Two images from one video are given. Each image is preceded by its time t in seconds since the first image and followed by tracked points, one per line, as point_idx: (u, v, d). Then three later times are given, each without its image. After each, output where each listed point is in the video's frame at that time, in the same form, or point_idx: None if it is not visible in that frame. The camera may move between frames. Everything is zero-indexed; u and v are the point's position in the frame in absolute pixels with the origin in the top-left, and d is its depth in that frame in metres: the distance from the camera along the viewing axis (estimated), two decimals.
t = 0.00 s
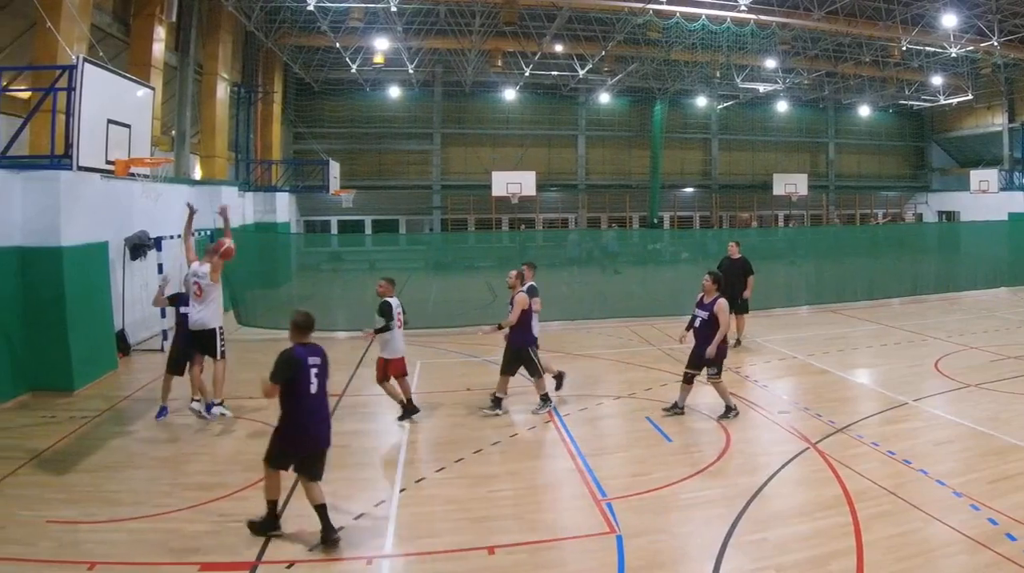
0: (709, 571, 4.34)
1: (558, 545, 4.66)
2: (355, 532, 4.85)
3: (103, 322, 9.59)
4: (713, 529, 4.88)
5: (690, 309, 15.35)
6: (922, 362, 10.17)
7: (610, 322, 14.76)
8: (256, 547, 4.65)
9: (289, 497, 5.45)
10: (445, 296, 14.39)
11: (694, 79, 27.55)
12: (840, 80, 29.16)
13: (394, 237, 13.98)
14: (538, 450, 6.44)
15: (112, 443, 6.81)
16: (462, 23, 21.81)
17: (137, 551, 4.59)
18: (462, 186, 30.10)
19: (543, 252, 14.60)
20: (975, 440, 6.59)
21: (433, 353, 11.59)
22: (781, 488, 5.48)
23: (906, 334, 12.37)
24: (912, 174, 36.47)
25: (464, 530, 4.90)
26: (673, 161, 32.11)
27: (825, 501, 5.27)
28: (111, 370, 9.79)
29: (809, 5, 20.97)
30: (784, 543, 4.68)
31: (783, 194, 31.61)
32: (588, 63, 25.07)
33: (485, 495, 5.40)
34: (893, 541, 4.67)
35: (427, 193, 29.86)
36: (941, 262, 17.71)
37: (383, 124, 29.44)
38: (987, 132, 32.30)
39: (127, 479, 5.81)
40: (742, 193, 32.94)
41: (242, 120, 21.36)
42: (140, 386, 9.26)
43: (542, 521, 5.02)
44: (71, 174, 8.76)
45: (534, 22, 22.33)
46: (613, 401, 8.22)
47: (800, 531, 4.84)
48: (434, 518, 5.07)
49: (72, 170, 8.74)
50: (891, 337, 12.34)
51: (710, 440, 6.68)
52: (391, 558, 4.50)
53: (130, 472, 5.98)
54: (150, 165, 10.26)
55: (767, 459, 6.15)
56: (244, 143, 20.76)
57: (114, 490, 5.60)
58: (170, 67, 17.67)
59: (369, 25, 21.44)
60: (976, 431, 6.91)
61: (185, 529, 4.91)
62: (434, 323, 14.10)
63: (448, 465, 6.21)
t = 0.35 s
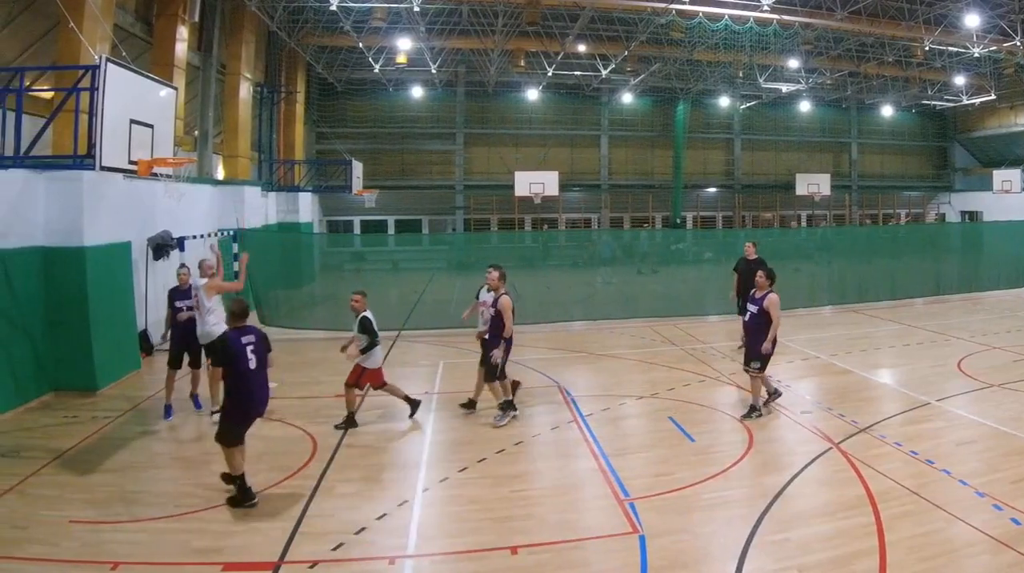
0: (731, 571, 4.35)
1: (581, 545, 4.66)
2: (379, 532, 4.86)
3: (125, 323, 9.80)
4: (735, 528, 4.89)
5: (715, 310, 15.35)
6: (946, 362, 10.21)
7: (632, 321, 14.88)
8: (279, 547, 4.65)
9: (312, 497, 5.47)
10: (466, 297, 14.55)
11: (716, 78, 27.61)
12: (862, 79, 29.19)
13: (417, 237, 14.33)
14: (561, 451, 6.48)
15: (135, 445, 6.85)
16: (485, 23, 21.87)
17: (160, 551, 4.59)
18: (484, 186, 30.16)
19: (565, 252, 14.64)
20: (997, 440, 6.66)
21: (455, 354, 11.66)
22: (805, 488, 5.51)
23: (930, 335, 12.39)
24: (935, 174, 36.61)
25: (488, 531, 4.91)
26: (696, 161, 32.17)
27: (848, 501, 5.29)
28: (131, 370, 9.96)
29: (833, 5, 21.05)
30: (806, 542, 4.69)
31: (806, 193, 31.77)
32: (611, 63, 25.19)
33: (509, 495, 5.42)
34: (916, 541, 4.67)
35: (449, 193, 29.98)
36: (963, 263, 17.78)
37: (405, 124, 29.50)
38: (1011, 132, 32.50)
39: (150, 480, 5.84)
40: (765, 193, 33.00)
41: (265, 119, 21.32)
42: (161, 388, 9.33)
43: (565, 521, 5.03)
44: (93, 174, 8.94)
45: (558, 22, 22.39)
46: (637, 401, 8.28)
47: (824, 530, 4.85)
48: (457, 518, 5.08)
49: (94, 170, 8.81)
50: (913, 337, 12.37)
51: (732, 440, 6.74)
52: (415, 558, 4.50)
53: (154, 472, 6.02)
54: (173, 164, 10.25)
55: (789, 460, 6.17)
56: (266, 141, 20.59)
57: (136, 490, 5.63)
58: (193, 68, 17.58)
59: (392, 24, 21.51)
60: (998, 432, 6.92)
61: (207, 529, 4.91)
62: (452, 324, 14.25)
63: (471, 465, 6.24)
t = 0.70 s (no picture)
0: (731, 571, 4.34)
1: (581, 545, 4.66)
2: (378, 532, 4.86)
3: (126, 323, 9.80)
4: (736, 529, 4.89)
5: (716, 310, 15.32)
6: (946, 362, 10.21)
7: (633, 321, 14.87)
8: (279, 547, 4.66)
9: (311, 497, 5.48)
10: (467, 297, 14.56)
11: (716, 78, 27.64)
12: (862, 79, 29.22)
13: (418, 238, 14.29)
14: (561, 451, 6.48)
15: (133, 445, 6.84)
16: (485, 23, 21.88)
17: (160, 551, 4.59)
18: (484, 186, 30.16)
19: (566, 252, 14.65)
20: (998, 440, 6.64)
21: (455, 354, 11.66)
22: (805, 489, 5.50)
23: (930, 335, 12.39)
24: (935, 174, 36.62)
25: (487, 531, 4.91)
26: (696, 161, 32.18)
27: (848, 501, 5.29)
28: (131, 371, 9.95)
29: (833, 5, 21.07)
30: (805, 542, 4.68)
31: (806, 193, 31.78)
32: (611, 62, 25.21)
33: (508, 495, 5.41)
34: (916, 542, 4.67)
35: (449, 193, 29.98)
36: (964, 263, 17.79)
37: (406, 124, 29.49)
38: (1011, 131, 32.52)
39: (150, 481, 5.84)
40: (765, 194, 33.01)
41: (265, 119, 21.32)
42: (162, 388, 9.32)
43: (564, 521, 5.02)
44: (93, 174, 8.93)
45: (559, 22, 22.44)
46: (638, 401, 8.28)
47: (824, 530, 4.84)
48: (456, 518, 5.08)
49: (94, 170, 8.79)
50: (913, 337, 12.37)
51: (732, 440, 6.74)
52: (414, 558, 4.50)
53: (154, 473, 6.02)
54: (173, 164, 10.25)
55: (790, 460, 6.17)
56: (266, 140, 20.58)
57: (135, 490, 5.62)
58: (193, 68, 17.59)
59: (392, 24, 21.51)
60: (998, 432, 6.92)
61: (206, 530, 4.90)
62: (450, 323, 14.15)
63: (471, 465, 6.23)
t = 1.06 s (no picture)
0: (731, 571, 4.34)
1: (581, 545, 4.66)
2: (377, 533, 4.86)
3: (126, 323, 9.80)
4: (736, 529, 4.88)
5: (716, 309, 15.33)
6: (946, 362, 10.22)
7: (632, 321, 14.88)
8: (279, 547, 4.66)
9: (311, 497, 5.48)
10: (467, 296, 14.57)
11: (716, 78, 27.65)
12: (863, 80, 29.25)
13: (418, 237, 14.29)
14: (562, 451, 6.48)
15: (133, 445, 6.84)
16: (485, 23, 21.89)
17: (159, 551, 4.59)
18: (484, 186, 30.16)
19: (566, 252, 14.68)
20: (997, 440, 6.65)
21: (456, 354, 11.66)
22: (804, 489, 5.51)
23: (929, 335, 12.39)
24: (935, 174, 36.63)
25: (487, 531, 4.91)
26: (696, 161, 32.18)
27: (848, 501, 5.29)
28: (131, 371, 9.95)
29: (833, 5, 21.07)
30: (805, 543, 4.67)
31: (807, 193, 31.78)
32: (611, 62, 25.22)
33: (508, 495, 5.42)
34: (916, 542, 4.67)
35: (449, 193, 29.99)
36: (963, 263, 17.78)
37: (406, 124, 29.49)
38: (1010, 132, 32.54)
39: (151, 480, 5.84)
40: (765, 194, 33.02)
41: (265, 120, 21.33)
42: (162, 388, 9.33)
43: (564, 521, 5.03)
44: (93, 175, 8.93)
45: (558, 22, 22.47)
46: (638, 401, 8.27)
47: (824, 531, 4.84)
48: (456, 518, 5.08)
49: (95, 170, 8.80)
50: (913, 337, 12.37)
51: (732, 440, 6.74)
52: (414, 558, 4.50)
53: (154, 473, 6.02)
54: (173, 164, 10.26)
55: (790, 460, 6.17)
56: (267, 141, 20.63)
57: (135, 490, 5.63)
58: (193, 68, 17.59)
59: (391, 24, 21.52)
60: (998, 432, 6.92)
61: (206, 529, 4.90)
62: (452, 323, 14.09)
63: (471, 465, 6.25)
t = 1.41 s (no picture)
0: (731, 571, 4.34)
1: (581, 545, 4.66)
2: (377, 533, 4.85)
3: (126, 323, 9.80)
4: (736, 528, 4.88)
5: (716, 309, 15.36)
6: (946, 362, 10.22)
7: (633, 321, 14.88)
8: (279, 547, 4.66)
9: (311, 497, 5.47)
10: (466, 296, 14.53)
11: (716, 78, 27.66)
12: (862, 80, 29.25)
13: (418, 237, 14.32)
14: (561, 451, 6.48)
15: (133, 445, 6.84)
16: (485, 23, 21.87)
17: (159, 551, 4.59)
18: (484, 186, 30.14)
19: (566, 252, 14.68)
20: (997, 440, 6.65)
21: (456, 353, 11.67)
22: (805, 489, 5.50)
23: (929, 335, 12.39)
24: (935, 174, 36.61)
25: (487, 531, 4.91)
26: (696, 161, 32.17)
27: (849, 501, 5.29)
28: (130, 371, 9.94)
29: (833, 5, 21.05)
30: (806, 543, 4.67)
31: (807, 193, 31.78)
32: (611, 63, 25.20)
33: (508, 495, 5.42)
34: (916, 541, 4.67)
35: (449, 193, 29.98)
36: (963, 263, 17.78)
37: (406, 124, 29.49)
38: (1010, 132, 32.52)
39: (153, 479, 5.85)
40: (765, 194, 33.01)
41: (265, 120, 21.34)
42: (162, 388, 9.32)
43: (564, 521, 5.03)
44: (94, 174, 8.94)
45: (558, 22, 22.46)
46: (638, 401, 8.27)
47: (824, 530, 4.84)
48: (456, 519, 5.08)
49: (95, 170, 8.80)
50: (913, 337, 12.38)
51: (732, 440, 6.74)
52: (414, 558, 4.50)
53: (155, 473, 6.02)
54: (173, 164, 10.26)
55: (791, 459, 6.17)
56: (267, 141, 20.64)
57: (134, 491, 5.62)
58: (193, 67, 17.60)
59: (391, 25, 21.51)
60: (998, 432, 6.92)
61: (206, 530, 4.90)
62: (456, 323, 14.31)
63: (471, 465, 6.24)
